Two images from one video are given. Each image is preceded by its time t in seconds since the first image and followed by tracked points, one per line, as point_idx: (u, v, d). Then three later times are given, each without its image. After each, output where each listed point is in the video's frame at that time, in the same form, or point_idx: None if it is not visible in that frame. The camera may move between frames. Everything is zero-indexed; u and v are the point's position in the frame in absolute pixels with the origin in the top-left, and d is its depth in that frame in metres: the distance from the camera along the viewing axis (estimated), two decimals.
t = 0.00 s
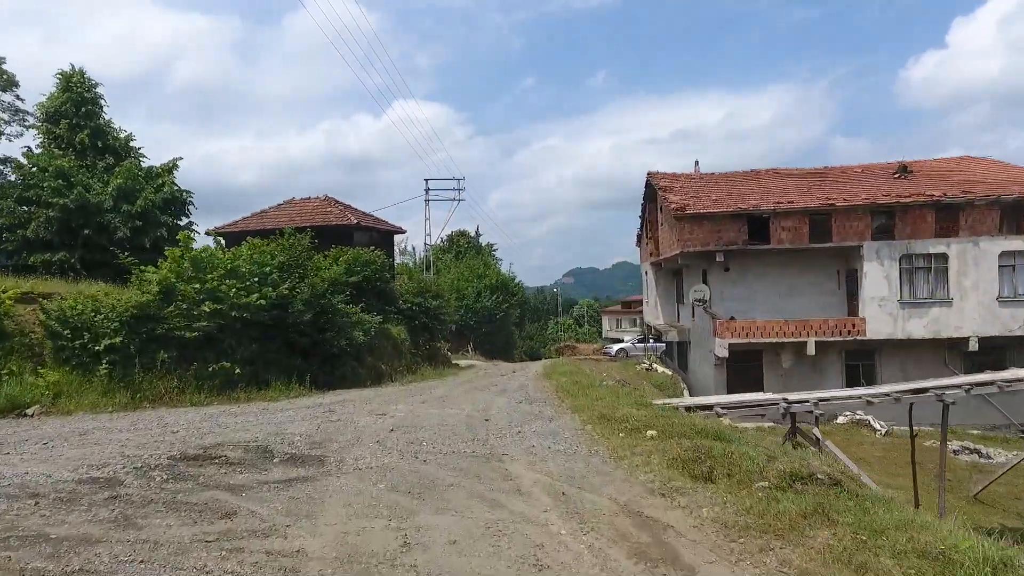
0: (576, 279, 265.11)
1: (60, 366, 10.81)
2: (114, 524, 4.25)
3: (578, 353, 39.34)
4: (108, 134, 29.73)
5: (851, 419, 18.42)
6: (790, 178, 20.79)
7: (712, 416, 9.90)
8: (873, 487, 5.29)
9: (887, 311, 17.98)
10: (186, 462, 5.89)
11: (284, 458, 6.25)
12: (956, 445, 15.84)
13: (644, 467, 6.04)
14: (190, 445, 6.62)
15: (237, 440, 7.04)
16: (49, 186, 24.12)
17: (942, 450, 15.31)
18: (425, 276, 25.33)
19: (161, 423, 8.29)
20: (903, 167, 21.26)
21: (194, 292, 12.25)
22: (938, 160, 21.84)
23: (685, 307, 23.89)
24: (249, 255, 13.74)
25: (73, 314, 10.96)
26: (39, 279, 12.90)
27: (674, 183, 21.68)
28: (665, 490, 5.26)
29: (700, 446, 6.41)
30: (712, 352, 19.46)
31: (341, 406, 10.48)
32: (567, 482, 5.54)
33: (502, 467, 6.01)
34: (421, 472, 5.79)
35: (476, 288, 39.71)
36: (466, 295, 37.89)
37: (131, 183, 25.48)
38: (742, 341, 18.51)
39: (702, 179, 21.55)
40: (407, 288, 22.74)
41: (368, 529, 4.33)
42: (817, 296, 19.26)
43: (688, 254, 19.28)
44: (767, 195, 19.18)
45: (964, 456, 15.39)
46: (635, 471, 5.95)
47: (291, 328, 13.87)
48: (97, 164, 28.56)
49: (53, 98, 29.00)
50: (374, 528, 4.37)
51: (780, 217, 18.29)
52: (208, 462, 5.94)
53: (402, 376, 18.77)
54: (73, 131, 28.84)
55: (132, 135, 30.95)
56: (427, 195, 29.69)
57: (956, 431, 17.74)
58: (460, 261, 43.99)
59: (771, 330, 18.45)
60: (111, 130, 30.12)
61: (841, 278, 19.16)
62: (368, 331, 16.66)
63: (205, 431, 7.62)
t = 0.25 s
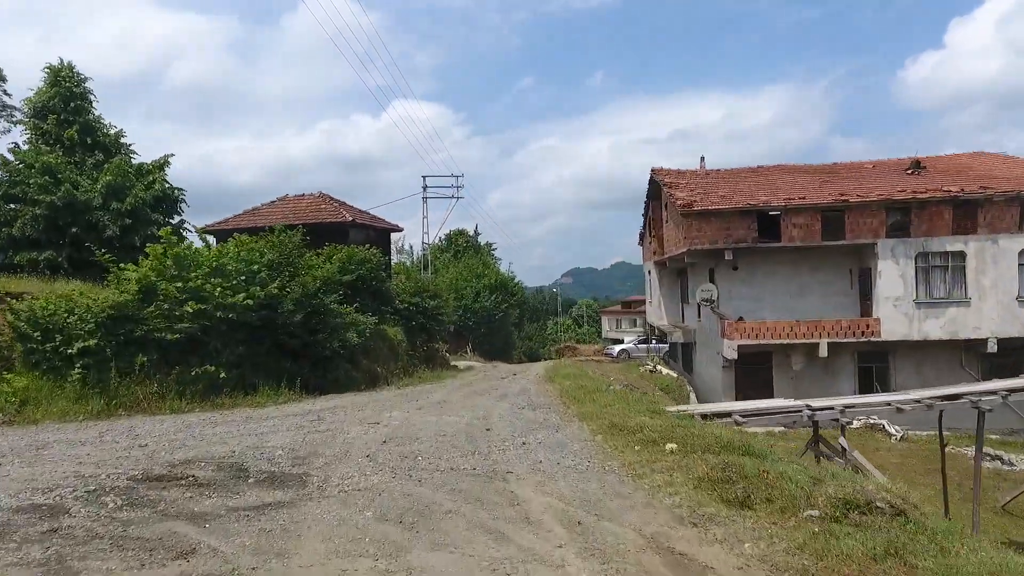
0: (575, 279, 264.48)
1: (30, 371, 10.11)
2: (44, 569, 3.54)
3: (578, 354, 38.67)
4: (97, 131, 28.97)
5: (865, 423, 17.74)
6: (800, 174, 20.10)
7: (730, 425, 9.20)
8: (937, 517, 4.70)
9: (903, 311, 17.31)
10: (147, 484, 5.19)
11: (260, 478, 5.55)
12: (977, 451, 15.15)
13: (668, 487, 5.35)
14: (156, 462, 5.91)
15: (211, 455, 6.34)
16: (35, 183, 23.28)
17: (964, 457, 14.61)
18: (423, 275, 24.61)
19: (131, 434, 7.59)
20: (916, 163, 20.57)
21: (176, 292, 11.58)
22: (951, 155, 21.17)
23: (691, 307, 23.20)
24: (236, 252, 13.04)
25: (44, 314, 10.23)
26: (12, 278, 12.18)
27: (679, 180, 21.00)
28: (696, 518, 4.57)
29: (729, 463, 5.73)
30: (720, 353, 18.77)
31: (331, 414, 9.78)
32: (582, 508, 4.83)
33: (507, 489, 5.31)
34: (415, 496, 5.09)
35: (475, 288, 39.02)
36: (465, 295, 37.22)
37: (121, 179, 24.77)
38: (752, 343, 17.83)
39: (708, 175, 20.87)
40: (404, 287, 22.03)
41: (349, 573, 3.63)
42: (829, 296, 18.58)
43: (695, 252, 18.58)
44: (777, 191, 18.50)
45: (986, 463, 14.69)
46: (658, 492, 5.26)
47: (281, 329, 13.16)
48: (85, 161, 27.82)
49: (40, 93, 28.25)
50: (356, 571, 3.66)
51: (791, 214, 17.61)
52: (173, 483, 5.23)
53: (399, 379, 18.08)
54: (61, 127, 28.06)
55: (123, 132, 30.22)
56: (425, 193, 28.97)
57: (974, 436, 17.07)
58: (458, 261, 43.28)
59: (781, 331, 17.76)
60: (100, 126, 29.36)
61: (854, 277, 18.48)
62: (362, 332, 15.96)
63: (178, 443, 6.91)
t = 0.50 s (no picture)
0: (574, 279, 263.91)
1: None
2: None
3: (579, 355, 38.00)
4: (87, 126, 28.20)
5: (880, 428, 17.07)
6: (811, 169, 19.42)
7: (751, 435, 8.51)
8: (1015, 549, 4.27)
9: (919, 312, 16.62)
10: (96, 514, 4.47)
11: (229, 504, 4.83)
12: (999, 457, 14.43)
13: (698, 514, 4.67)
14: (112, 485, 5.19)
15: (178, 474, 5.62)
16: (21, 179, 22.35)
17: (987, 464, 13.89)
18: (420, 275, 23.89)
19: (96, 449, 6.86)
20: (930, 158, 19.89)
21: (155, 291, 10.85)
22: (966, 151, 20.49)
23: (697, 307, 22.52)
24: (222, 250, 12.34)
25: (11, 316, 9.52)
26: None
27: (685, 176, 20.30)
28: (739, 558, 3.90)
29: (765, 485, 5.05)
30: (729, 355, 18.08)
31: (320, 422, 9.07)
32: (602, 544, 4.13)
33: (513, 519, 4.61)
34: (406, 527, 4.38)
35: (474, 288, 38.34)
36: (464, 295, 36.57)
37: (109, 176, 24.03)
38: (762, 344, 17.14)
39: (715, 171, 20.18)
40: (401, 287, 21.36)
41: None
42: (842, 296, 17.90)
43: (703, 250, 17.88)
44: (788, 187, 17.80)
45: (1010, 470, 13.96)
46: (687, 520, 4.58)
47: (269, 331, 12.46)
48: (74, 158, 27.10)
49: (27, 87, 27.47)
50: None
51: (803, 210, 16.94)
52: (125, 513, 4.52)
53: (395, 382, 17.40)
54: (49, 122, 27.27)
55: (113, 128, 29.50)
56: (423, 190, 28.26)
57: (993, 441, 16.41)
58: (457, 260, 42.59)
59: (793, 332, 17.08)
60: (89, 121, 28.61)
61: (867, 276, 17.80)
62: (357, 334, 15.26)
63: (145, 460, 6.21)
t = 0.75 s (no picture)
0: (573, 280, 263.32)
1: None
2: None
3: (581, 356, 37.33)
4: (76, 122, 27.46)
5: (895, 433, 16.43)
6: (822, 165, 18.73)
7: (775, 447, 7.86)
8: None
9: (938, 312, 15.95)
10: (27, 556, 3.77)
11: (187, 540, 4.11)
12: None
13: (738, 552, 4.00)
14: (55, 516, 4.46)
15: (136, 500, 4.90)
16: (5, 174, 21.21)
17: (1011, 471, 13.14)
18: (418, 274, 23.18)
19: (52, 466, 6.14)
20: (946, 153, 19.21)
21: (132, 290, 10.14)
22: (982, 146, 19.80)
23: (703, 308, 21.83)
24: (205, 247, 11.63)
25: None
26: None
27: (692, 172, 19.62)
28: None
29: (815, 514, 4.36)
30: (738, 358, 17.40)
31: (307, 433, 8.38)
32: None
33: (522, 559, 3.91)
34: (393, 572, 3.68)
35: (473, 287, 37.68)
36: (463, 295, 35.91)
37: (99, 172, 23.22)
38: (773, 346, 16.47)
39: (723, 167, 19.51)
40: (397, 286, 20.68)
41: None
42: (856, 296, 17.22)
43: (711, 248, 17.18)
44: (799, 182, 17.11)
45: None
46: (728, 561, 3.90)
47: (256, 333, 11.75)
48: (62, 154, 26.32)
49: (14, 82, 26.64)
50: None
51: (816, 207, 16.26)
52: (63, 555, 3.82)
53: (391, 386, 16.71)
54: (36, 117, 26.40)
55: (102, 123, 28.76)
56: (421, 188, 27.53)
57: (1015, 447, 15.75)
58: (456, 259, 41.89)
59: (806, 333, 16.41)
60: (78, 117, 27.83)
61: (882, 275, 17.13)
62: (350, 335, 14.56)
63: (102, 481, 5.48)
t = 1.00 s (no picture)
0: (572, 280, 262.66)
1: None
2: None
3: (582, 357, 36.69)
4: (64, 118, 26.37)
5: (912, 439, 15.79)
6: (834, 159, 18.06)
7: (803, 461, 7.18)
8: None
9: (957, 313, 15.29)
10: None
11: None
12: None
13: None
14: None
15: (79, 534, 4.22)
16: None
17: None
18: (416, 273, 22.47)
19: None
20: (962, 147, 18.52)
21: (106, 289, 9.44)
22: (1000, 140, 19.12)
23: (710, 308, 21.14)
24: (187, 243, 10.94)
25: None
26: None
27: (699, 167, 18.95)
28: None
29: (878, 554, 3.69)
30: (748, 360, 16.72)
31: (292, 444, 7.68)
32: None
33: None
34: None
35: (472, 287, 36.99)
36: (462, 295, 35.23)
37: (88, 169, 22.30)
38: (785, 349, 15.79)
39: (731, 162, 18.83)
40: (394, 286, 20.00)
41: None
42: (871, 295, 16.55)
43: (720, 246, 16.51)
44: (812, 177, 16.43)
45: None
46: None
47: (241, 334, 11.06)
48: (50, 151, 25.29)
49: None
50: None
51: (830, 203, 15.58)
52: None
53: (387, 389, 16.01)
54: (23, 112, 25.36)
55: (92, 119, 27.93)
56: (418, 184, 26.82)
57: None
58: (455, 258, 41.19)
59: (819, 335, 15.75)
60: (67, 113, 26.83)
61: (898, 273, 16.45)
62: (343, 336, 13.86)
63: (47, 507, 4.79)
